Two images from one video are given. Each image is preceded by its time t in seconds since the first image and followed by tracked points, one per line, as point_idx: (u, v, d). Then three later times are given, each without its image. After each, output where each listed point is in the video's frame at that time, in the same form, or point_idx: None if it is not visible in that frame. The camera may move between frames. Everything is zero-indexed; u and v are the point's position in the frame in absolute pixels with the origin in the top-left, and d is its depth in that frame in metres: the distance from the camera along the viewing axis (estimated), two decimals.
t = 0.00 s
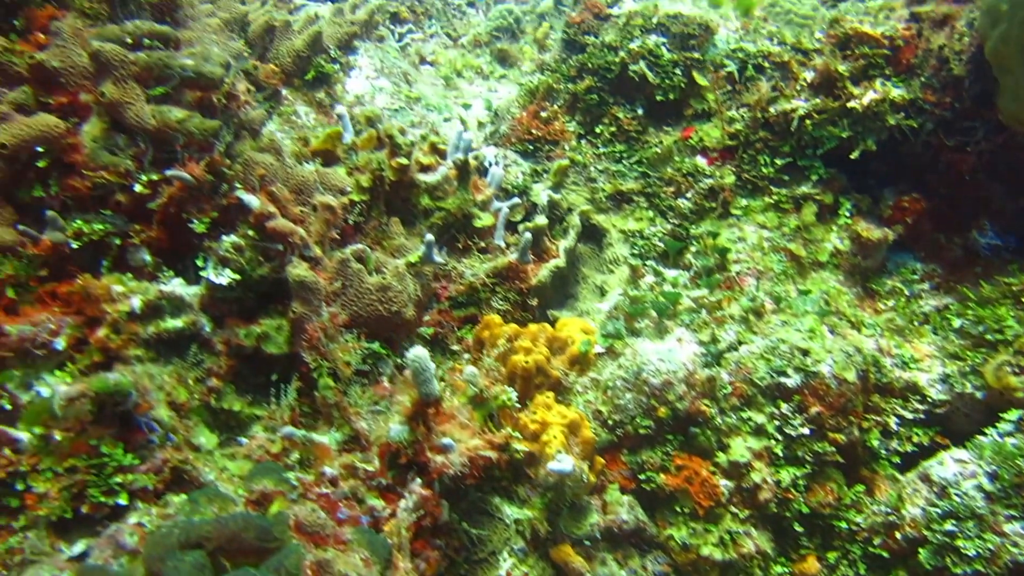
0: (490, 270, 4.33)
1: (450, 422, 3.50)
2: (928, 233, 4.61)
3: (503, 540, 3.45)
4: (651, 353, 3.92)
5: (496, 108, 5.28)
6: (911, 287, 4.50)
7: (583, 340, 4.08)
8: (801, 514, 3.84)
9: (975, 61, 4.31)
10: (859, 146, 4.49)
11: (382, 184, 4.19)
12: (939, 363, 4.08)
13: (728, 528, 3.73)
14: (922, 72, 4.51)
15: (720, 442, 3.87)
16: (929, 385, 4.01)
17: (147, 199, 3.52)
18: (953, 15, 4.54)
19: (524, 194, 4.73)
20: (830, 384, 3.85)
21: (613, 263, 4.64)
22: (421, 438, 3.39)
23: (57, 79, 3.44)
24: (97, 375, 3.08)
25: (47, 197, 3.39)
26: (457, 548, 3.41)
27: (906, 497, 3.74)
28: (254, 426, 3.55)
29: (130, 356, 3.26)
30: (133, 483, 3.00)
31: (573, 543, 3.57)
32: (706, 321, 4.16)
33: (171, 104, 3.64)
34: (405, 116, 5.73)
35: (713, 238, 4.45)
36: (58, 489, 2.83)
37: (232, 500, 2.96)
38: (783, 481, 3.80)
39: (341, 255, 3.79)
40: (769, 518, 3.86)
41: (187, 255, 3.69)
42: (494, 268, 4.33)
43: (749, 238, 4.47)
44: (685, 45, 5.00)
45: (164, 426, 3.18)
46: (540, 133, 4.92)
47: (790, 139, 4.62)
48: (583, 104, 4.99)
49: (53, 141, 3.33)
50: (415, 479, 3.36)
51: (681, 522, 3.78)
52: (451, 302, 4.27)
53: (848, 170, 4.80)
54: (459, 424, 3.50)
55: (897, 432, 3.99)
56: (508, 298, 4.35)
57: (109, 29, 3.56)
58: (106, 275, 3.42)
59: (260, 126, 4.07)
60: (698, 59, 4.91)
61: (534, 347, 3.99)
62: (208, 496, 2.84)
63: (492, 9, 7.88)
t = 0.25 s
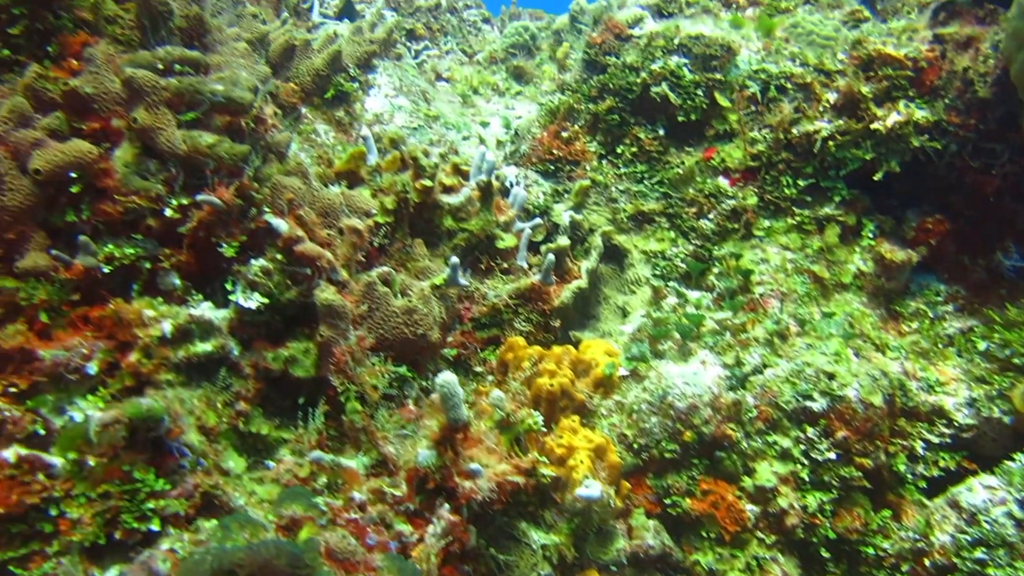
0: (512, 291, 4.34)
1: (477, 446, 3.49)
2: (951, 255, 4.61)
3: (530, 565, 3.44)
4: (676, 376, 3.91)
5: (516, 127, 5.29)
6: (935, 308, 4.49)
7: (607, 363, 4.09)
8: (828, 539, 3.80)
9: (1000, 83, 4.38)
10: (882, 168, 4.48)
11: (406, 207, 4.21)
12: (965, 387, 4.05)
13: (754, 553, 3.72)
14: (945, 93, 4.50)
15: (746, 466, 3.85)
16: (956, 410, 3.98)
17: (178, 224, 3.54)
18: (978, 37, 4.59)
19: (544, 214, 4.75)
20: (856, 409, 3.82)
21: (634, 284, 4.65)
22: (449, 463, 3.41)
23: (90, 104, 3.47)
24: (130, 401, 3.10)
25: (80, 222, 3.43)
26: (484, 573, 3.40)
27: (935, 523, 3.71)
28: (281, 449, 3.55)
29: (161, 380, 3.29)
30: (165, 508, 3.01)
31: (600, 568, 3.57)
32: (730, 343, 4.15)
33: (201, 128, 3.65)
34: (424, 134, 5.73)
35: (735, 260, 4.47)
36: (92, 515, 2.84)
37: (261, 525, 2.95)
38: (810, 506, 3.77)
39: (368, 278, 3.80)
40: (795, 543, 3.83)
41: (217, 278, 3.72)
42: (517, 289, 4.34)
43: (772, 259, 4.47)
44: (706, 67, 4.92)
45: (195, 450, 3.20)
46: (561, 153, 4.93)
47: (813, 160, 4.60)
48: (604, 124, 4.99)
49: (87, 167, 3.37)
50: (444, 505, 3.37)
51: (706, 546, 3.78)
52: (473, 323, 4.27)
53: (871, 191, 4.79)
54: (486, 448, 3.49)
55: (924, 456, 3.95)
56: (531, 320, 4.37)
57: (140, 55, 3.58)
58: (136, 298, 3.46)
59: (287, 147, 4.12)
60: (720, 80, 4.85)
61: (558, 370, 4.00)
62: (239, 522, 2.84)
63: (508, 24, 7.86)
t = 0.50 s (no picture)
0: (535, 311, 4.34)
1: (506, 470, 3.47)
2: (976, 276, 4.60)
3: None
4: (702, 399, 3.89)
5: (536, 145, 5.31)
6: (960, 329, 4.49)
7: (632, 385, 4.08)
8: (855, 564, 3.73)
9: None
10: (907, 189, 4.48)
11: (431, 227, 4.22)
12: (993, 410, 4.01)
13: None
14: (971, 114, 4.52)
15: (773, 489, 3.82)
16: (984, 433, 3.93)
17: (208, 247, 3.55)
18: (1004, 58, 4.57)
19: (567, 233, 4.75)
20: (885, 432, 3.78)
21: (657, 304, 4.67)
22: (477, 488, 3.37)
23: (121, 129, 3.49)
24: (163, 425, 3.12)
25: (111, 245, 3.46)
26: None
27: (965, 549, 3.67)
28: (308, 472, 3.56)
29: (192, 404, 3.31)
30: (197, 533, 3.02)
31: None
32: (756, 366, 4.14)
33: (230, 152, 3.66)
34: (443, 152, 5.72)
35: (759, 281, 4.47)
36: (125, 540, 2.84)
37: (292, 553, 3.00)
38: (839, 531, 3.72)
39: (394, 300, 3.81)
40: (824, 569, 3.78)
41: (245, 299, 3.74)
42: (540, 309, 4.34)
43: (796, 280, 4.47)
44: (729, 87, 4.92)
45: (225, 474, 3.20)
46: (583, 172, 4.94)
47: (836, 181, 4.61)
48: (626, 143, 4.99)
49: (119, 192, 3.40)
50: (473, 530, 3.33)
51: (734, 571, 3.75)
52: (496, 343, 4.27)
53: (894, 212, 4.81)
54: (514, 472, 3.48)
55: (952, 480, 3.91)
56: (554, 340, 4.38)
57: (171, 80, 3.57)
58: (166, 321, 3.48)
59: (312, 169, 4.12)
60: (743, 100, 4.87)
61: (583, 392, 3.99)
62: (271, 548, 2.90)
63: (523, 40, 7.84)
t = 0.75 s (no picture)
0: (560, 332, 4.34)
1: (535, 494, 3.47)
2: (1002, 297, 4.67)
3: None
4: (730, 422, 3.87)
5: (557, 163, 5.30)
6: (988, 350, 4.48)
7: (659, 407, 4.07)
8: None
9: None
10: (933, 209, 4.45)
11: (457, 248, 4.23)
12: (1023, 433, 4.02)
13: None
14: (999, 134, 4.46)
15: (802, 512, 3.78)
16: (1015, 457, 3.91)
17: (238, 269, 3.57)
18: None
19: (589, 251, 4.75)
20: (915, 455, 3.74)
21: (681, 323, 4.67)
22: (507, 511, 3.38)
23: (154, 153, 3.52)
24: (197, 449, 3.14)
25: (144, 268, 3.49)
26: None
27: None
28: (337, 494, 3.55)
29: (224, 427, 3.34)
30: (231, 557, 3.04)
31: None
32: (783, 388, 4.12)
33: (261, 175, 3.69)
34: (463, 169, 5.72)
35: (785, 301, 4.47)
36: (159, 564, 2.90)
37: None
38: (869, 556, 3.64)
39: (422, 321, 3.83)
40: None
41: (274, 321, 3.75)
42: (565, 329, 4.34)
43: (822, 301, 4.46)
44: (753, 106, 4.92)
45: (257, 498, 3.21)
46: (605, 191, 4.95)
47: (862, 201, 4.62)
48: (649, 162, 5.00)
49: (153, 216, 3.43)
50: (503, 554, 3.34)
51: None
52: (521, 363, 4.25)
53: (920, 231, 4.77)
54: (544, 496, 3.48)
55: (983, 503, 3.84)
56: (579, 360, 4.37)
57: (203, 104, 3.60)
58: (198, 344, 3.50)
59: (340, 190, 4.14)
60: (767, 119, 4.87)
61: (610, 413, 3.99)
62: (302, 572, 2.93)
63: (540, 55, 7.78)
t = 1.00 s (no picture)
0: (586, 351, 4.34)
1: (565, 517, 3.46)
2: None
3: None
4: (759, 443, 3.85)
5: (580, 181, 5.29)
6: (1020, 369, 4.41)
7: (686, 427, 4.07)
8: None
9: None
10: (962, 228, 4.43)
11: (483, 268, 4.25)
12: None
13: None
14: None
15: (833, 535, 3.72)
16: None
17: (270, 292, 3.59)
18: None
19: (612, 269, 4.77)
20: (948, 479, 3.64)
21: (706, 341, 4.67)
22: (539, 535, 3.37)
23: (188, 177, 3.54)
24: (232, 473, 3.14)
25: (177, 291, 3.51)
26: None
27: None
28: (367, 516, 3.53)
29: (257, 451, 3.33)
30: None
31: None
32: (812, 409, 4.09)
33: (292, 198, 3.70)
34: (483, 185, 5.71)
35: (811, 320, 4.46)
36: None
37: None
38: None
39: (451, 342, 3.84)
40: None
41: (305, 343, 3.76)
42: (590, 348, 4.34)
43: (850, 320, 4.43)
44: (778, 125, 4.91)
45: (291, 521, 3.20)
46: (629, 209, 4.95)
47: (889, 220, 4.61)
48: (673, 180, 4.99)
49: (186, 239, 3.44)
50: None
51: None
52: (547, 383, 4.26)
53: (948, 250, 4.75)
54: (575, 519, 3.47)
55: (1018, 527, 3.74)
56: (605, 380, 4.38)
57: (236, 127, 3.62)
58: (230, 366, 3.51)
59: (368, 211, 4.13)
60: (792, 138, 4.88)
61: (638, 434, 3.94)
62: None
63: (557, 70, 7.80)
